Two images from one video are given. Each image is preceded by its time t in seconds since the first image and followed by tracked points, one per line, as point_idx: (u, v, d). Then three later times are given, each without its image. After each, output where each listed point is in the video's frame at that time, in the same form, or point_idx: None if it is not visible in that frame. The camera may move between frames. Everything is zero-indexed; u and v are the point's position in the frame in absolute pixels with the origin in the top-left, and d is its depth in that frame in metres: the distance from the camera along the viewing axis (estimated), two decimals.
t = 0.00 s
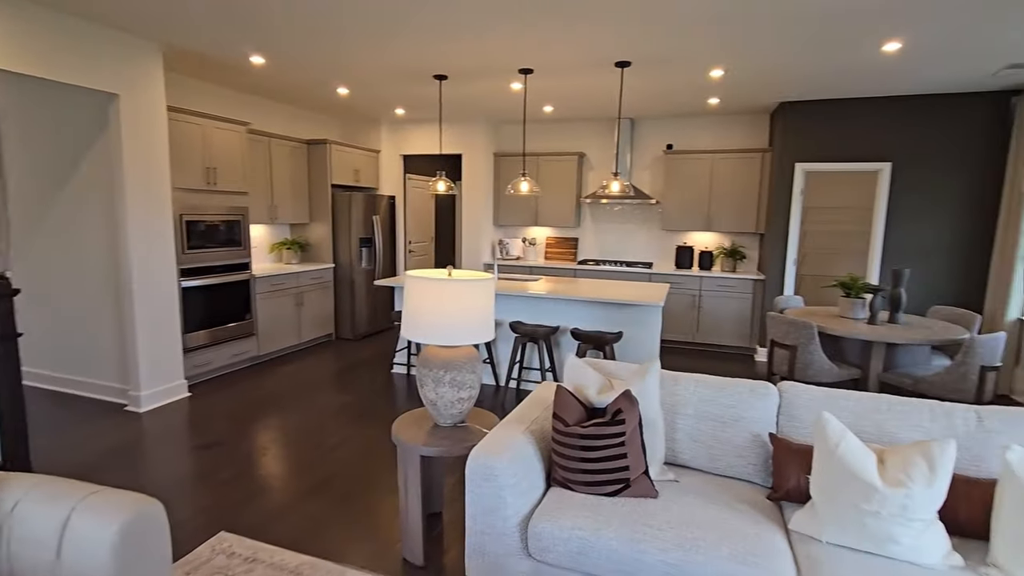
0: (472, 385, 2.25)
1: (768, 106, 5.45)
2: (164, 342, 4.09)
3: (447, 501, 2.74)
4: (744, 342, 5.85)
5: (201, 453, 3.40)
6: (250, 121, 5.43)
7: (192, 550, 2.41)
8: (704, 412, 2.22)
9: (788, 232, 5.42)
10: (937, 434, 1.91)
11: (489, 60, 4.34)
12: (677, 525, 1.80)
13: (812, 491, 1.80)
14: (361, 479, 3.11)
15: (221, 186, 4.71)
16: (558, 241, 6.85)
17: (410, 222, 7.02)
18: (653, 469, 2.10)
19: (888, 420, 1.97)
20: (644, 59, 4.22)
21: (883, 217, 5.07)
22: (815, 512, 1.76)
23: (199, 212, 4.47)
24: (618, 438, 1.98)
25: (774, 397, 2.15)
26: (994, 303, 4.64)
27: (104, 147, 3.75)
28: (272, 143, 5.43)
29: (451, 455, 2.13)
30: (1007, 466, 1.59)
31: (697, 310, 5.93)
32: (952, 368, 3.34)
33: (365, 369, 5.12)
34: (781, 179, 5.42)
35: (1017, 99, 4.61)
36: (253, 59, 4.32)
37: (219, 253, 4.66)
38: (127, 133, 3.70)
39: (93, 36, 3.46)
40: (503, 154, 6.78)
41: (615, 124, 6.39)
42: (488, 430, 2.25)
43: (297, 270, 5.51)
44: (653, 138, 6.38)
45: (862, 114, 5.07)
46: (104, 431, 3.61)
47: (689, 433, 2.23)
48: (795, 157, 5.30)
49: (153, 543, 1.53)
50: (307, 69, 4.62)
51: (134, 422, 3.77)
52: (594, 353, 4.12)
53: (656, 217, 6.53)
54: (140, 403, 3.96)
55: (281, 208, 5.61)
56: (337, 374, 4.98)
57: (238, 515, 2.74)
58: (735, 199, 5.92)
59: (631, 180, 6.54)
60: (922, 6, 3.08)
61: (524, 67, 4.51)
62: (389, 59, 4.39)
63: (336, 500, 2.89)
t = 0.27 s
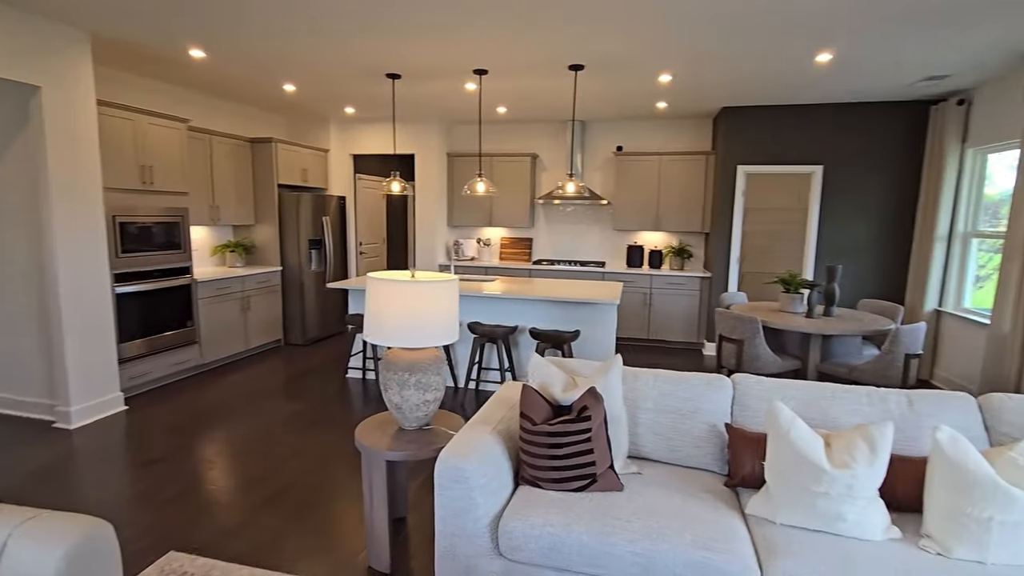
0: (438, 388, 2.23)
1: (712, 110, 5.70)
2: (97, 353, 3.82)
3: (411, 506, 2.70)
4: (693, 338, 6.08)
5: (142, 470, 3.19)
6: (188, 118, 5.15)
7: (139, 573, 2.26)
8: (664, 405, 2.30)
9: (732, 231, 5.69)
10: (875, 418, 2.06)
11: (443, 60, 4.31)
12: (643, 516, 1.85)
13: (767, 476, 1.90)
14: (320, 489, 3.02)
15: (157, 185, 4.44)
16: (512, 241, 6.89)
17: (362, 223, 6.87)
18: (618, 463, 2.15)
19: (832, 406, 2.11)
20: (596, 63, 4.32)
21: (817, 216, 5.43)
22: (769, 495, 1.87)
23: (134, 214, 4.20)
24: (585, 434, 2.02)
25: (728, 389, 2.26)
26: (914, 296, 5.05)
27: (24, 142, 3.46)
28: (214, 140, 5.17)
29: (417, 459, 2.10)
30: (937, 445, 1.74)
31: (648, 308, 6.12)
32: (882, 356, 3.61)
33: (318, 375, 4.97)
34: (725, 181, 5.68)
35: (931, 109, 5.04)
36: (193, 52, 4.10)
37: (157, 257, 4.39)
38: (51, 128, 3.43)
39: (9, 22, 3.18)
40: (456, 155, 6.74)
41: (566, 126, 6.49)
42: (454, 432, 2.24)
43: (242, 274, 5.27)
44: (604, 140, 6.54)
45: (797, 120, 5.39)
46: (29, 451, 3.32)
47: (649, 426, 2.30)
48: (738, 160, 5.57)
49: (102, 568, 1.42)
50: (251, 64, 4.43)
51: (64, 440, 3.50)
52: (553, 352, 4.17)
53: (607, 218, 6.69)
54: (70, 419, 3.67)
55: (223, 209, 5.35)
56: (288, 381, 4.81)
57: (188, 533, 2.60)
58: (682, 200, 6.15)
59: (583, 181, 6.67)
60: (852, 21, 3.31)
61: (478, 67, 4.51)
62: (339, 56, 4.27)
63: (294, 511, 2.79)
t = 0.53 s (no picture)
0: (402, 388, 2.21)
1: (661, 112, 5.89)
2: (22, 365, 3.53)
3: (373, 511, 2.65)
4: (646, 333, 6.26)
5: (78, 488, 2.98)
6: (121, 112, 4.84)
7: None
8: (625, 398, 2.36)
9: (681, 229, 5.89)
10: (819, 403, 2.19)
11: (397, 57, 4.24)
12: (608, 507, 1.90)
13: (723, 462, 1.99)
14: (276, 498, 2.92)
15: (89, 183, 4.16)
16: (468, 240, 6.87)
17: (313, 223, 6.67)
18: (582, 456, 2.19)
19: (780, 394, 2.24)
20: (551, 64, 4.38)
21: (759, 214, 5.71)
22: (726, 481, 1.95)
23: (64, 214, 3.92)
24: (549, 429, 2.05)
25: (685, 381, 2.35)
26: (848, 289, 5.39)
27: None
28: (151, 136, 4.89)
29: (381, 461, 2.07)
30: (875, 426, 1.87)
31: (603, 305, 6.25)
32: (821, 346, 3.84)
33: (269, 381, 4.78)
34: (674, 181, 5.88)
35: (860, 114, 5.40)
36: (127, 42, 3.86)
37: (90, 260, 4.11)
38: None
39: None
40: (411, 153, 6.66)
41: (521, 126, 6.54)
42: (418, 433, 2.22)
43: (185, 276, 5.00)
44: (558, 141, 6.63)
45: (741, 123, 5.65)
46: None
47: (611, 419, 2.35)
48: (686, 161, 5.79)
49: None
50: (192, 56, 4.22)
51: None
52: (512, 350, 4.20)
53: (562, 217, 6.78)
54: None
55: (162, 208, 5.07)
56: (237, 388, 4.61)
57: (133, 552, 2.45)
58: (634, 199, 6.32)
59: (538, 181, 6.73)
60: (790, 30, 3.50)
61: (433, 66, 4.47)
62: (288, 51, 4.13)
63: (249, 523, 2.68)
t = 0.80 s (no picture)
0: (371, 392, 2.17)
1: (624, 113, 5.98)
2: None
3: (342, 517, 2.59)
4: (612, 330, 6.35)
5: (21, 507, 2.80)
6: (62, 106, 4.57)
7: None
8: (595, 395, 2.38)
9: (645, 227, 6.00)
10: (780, 395, 2.27)
11: (360, 53, 4.16)
12: (581, 503, 1.91)
13: (691, 455, 2.03)
14: (239, 509, 2.81)
15: (28, 182, 3.91)
16: (434, 240, 6.82)
17: (273, 223, 6.47)
18: (553, 454, 2.20)
19: (743, 387, 2.30)
20: (516, 64, 4.38)
21: (720, 213, 5.88)
22: (694, 473, 1.99)
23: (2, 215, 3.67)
24: (521, 428, 2.05)
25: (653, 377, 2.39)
26: (803, 284, 5.61)
27: None
28: (97, 132, 4.64)
29: (351, 467, 2.02)
30: (833, 416, 1.95)
31: (570, 303, 6.31)
32: (780, 339, 3.98)
33: (229, 387, 4.62)
34: (638, 181, 5.98)
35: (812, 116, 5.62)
36: (69, 32, 3.65)
37: (31, 263, 3.87)
38: None
39: None
40: (374, 152, 6.54)
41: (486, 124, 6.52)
42: (388, 437, 2.18)
43: (136, 280, 4.77)
44: (523, 140, 6.65)
45: (701, 123, 5.79)
46: None
47: (582, 416, 2.37)
48: (649, 160, 5.90)
49: None
50: (142, 49, 4.02)
51: None
52: (481, 350, 4.18)
53: (529, 216, 6.80)
54: None
55: (110, 208, 4.81)
56: (195, 395, 4.42)
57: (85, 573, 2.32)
58: (599, 198, 6.40)
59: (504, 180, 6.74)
60: (749, 33, 3.61)
61: (397, 63, 4.41)
62: (246, 45, 4.00)
63: (211, 536, 2.58)
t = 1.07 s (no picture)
0: (357, 396, 2.14)
1: (609, 113, 6.00)
2: None
3: (328, 523, 2.55)
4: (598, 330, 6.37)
5: None
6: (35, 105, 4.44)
7: None
8: (583, 396, 2.38)
9: (630, 227, 6.03)
10: (766, 394, 2.29)
11: (344, 53, 4.12)
12: (570, 505, 1.91)
13: (680, 454, 2.04)
14: (222, 517, 2.76)
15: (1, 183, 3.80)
16: (419, 241, 6.78)
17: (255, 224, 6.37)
18: (543, 456, 2.19)
19: (729, 385, 2.32)
20: (502, 64, 4.37)
21: (704, 213, 5.94)
22: (683, 472, 2.00)
23: None
24: (510, 431, 2.03)
25: (641, 377, 2.40)
26: (786, 283, 5.69)
27: None
28: (71, 132, 4.52)
29: (337, 472, 1.99)
30: (819, 413, 1.96)
31: (556, 303, 6.31)
32: (764, 338, 4.02)
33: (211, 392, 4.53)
34: (624, 181, 6.01)
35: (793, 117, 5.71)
36: (42, 28, 3.55)
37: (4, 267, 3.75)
38: None
39: None
40: (358, 153, 6.48)
41: (471, 125, 6.50)
42: (376, 441, 2.16)
43: (113, 283, 4.65)
44: (508, 141, 6.64)
45: (685, 124, 5.84)
46: None
47: (570, 417, 2.36)
48: (634, 161, 5.94)
49: None
50: (118, 47, 3.93)
51: None
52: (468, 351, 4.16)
53: (514, 217, 6.80)
54: None
55: (86, 210, 4.70)
56: (176, 401, 4.34)
57: None
58: (584, 199, 6.42)
59: (489, 180, 6.72)
60: (732, 34, 3.64)
61: (382, 63, 4.37)
62: (226, 43, 3.93)
63: (192, 546, 2.52)
